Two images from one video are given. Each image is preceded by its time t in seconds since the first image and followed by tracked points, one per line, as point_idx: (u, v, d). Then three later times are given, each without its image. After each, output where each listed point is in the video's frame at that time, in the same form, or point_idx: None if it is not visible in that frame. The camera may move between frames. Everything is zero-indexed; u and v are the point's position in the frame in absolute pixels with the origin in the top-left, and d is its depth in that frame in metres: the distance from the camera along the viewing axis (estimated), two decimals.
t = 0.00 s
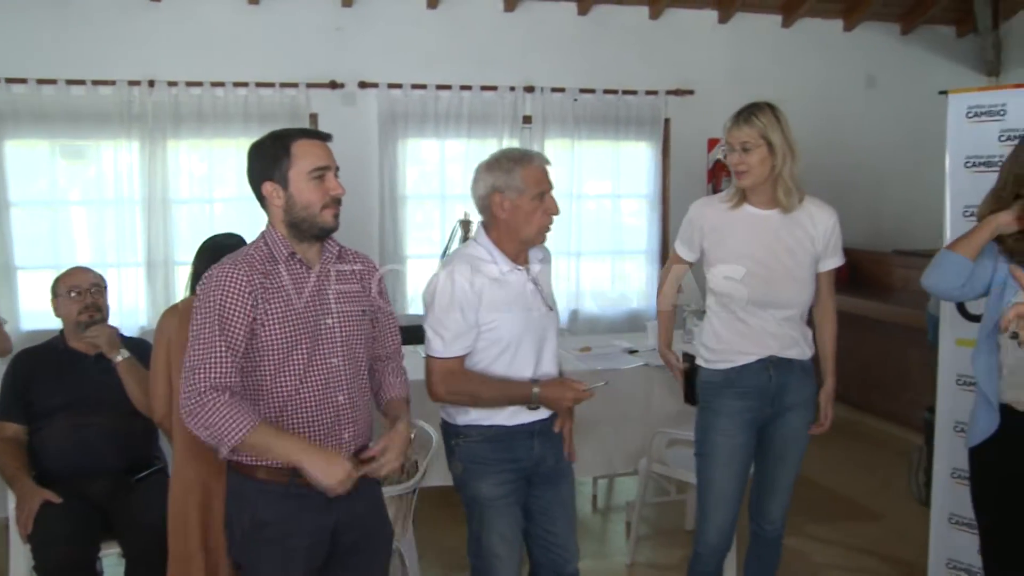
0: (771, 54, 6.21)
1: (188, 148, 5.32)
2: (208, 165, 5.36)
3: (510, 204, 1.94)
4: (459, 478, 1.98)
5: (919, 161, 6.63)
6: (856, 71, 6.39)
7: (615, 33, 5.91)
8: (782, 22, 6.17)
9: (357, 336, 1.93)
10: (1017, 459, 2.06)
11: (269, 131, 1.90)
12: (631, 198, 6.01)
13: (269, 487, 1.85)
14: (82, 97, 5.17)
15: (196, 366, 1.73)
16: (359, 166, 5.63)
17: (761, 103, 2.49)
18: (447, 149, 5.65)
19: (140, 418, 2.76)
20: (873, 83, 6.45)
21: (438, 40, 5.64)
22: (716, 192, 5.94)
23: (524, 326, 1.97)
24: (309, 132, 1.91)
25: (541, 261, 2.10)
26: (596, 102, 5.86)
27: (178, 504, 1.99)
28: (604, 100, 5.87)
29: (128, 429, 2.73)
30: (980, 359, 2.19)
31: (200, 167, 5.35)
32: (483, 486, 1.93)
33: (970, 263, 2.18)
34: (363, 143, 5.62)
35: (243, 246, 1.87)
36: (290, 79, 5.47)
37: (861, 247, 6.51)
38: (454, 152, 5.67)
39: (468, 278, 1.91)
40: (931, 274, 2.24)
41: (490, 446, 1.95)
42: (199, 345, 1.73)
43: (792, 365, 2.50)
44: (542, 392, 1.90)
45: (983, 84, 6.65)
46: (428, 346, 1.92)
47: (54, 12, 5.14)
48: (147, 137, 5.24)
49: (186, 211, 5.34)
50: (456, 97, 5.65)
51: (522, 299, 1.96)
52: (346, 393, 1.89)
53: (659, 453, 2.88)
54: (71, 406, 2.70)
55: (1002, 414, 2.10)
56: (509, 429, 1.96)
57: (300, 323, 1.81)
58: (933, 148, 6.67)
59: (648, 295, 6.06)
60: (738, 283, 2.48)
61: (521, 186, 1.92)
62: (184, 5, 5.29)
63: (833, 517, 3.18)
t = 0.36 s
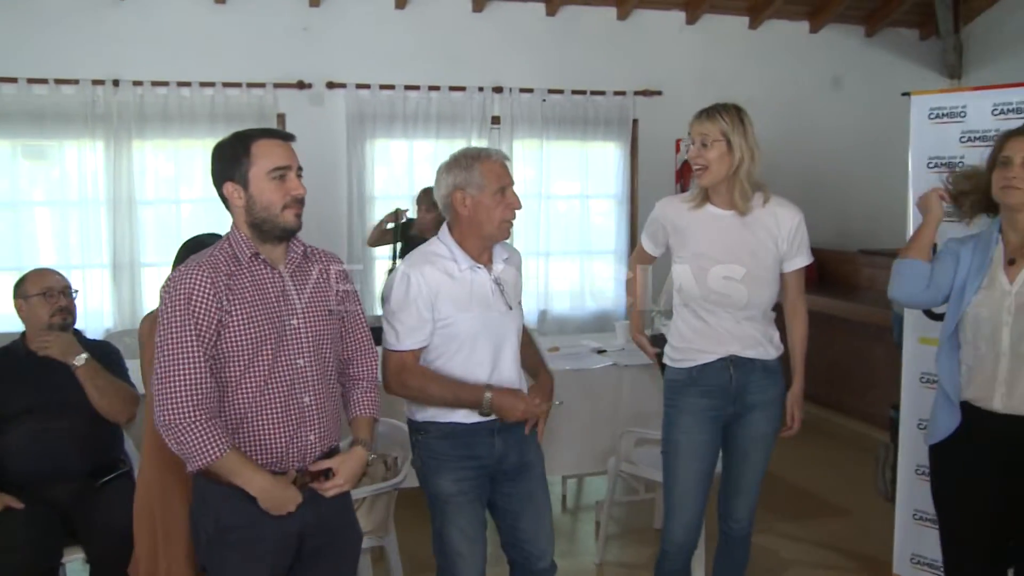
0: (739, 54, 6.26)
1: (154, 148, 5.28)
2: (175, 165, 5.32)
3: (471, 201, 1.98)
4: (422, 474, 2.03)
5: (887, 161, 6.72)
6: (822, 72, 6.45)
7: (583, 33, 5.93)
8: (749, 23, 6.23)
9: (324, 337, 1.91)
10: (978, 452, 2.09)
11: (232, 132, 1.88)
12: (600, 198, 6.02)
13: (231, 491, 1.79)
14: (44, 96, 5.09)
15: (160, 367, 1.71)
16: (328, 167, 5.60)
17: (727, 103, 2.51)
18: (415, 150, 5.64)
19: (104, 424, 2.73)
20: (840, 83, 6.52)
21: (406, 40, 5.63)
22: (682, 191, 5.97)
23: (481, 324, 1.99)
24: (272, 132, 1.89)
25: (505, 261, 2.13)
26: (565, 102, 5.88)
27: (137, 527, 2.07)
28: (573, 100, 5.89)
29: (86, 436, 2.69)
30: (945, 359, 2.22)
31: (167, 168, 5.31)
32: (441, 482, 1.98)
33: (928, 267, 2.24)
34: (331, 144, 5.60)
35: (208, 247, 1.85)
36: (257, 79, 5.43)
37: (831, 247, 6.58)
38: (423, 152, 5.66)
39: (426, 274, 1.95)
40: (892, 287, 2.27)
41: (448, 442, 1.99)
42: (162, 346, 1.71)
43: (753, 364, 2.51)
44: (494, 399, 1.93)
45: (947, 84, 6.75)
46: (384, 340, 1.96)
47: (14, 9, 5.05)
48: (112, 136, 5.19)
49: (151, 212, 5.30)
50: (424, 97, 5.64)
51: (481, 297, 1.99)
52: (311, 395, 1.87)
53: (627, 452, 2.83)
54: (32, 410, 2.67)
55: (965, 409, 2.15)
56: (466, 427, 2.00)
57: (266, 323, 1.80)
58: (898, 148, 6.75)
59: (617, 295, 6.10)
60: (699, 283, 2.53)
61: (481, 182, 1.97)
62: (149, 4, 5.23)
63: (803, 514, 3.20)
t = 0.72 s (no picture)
0: (709, 54, 6.30)
1: (123, 148, 5.24)
2: (144, 165, 5.28)
3: (453, 201, 2.00)
4: (406, 468, 2.13)
5: (858, 161, 6.78)
6: (792, 72, 6.51)
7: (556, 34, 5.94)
8: (719, 24, 6.28)
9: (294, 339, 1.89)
10: (943, 452, 2.10)
11: (200, 132, 1.85)
12: (572, 198, 6.05)
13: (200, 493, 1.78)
14: (9, 94, 5.01)
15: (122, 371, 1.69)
16: (298, 167, 5.58)
17: (702, 103, 2.52)
18: (387, 150, 5.65)
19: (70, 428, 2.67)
20: (810, 84, 6.57)
21: (378, 40, 5.61)
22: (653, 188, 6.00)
23: (460, 322, 2.02)
24: (241, 132, 1.87)
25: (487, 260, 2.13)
26: (536, 103, 5.89)
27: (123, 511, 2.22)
28: (545, 100, 5.91)
29: (53, 439, 2.63)
30: (911, 355, 2.22)
31: (136, 168, 5.27)
32: (427, 476, 2.08)
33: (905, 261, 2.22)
34: (303, 144, 5.57)
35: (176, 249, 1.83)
36: (227, 79, 5.39)
37: (803, 246, 6.63)
38: (394, 153, 5.67)
39: (405, 272, 1.99)
40: (867, 276, 2.25)
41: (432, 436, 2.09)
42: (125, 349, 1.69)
43: (723, 364, 2.51)
44: (469, 410, 1.95)
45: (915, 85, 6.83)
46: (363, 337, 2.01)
47: None
48: (79, 136, 5.14)
49: (120, 213, 5.26)
50: (396, 98, 5.64)
51: (460, 296, 2.02)
52: (281, 398, 1.85)
53: (598, 451, 2.84)
54: None
55: (930, 404, 2.16)
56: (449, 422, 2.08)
57: (233, 325, 1.77)
58: (868, 149, 6.83)
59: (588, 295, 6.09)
60: (670, 283, 2.51)
61: (461, 181, 1.99)
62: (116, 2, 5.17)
63: (775, 512, 3.22)
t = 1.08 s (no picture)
0: (678, 55, 6.34)
1: (89, 148, 5.18)
2: (111, 166, 5.23)
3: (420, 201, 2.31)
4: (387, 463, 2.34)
5: (829, 161, 6.84)
6: (762, 73, 6.57)
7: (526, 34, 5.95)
8: (689, 25, 6.32)
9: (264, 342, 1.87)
10: (914, 446, 2.10)
11: (167, 133, 1.82)
12: (541, 198, 6.04)
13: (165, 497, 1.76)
14: None
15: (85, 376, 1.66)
16: (267, 167, 5.54)
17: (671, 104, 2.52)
18: (356, 150, 5.63)
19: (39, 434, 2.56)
20: (779, 85, 6.64)
21: (349, 41, 5.60)
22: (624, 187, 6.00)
23: (437, 315, 2.32)
24: (209, 132, 1.85)
25: (477, 260, 2.39)
26: (507, 103, 5.89)
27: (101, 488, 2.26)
28: (515, 100, 5.91)
29: (20, 446, 2.51)
30: (878, 352, 2.21)
31: (103, 169, 5.21)
32: (405, 472, 2.29)
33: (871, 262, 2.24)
34: (272, 146, 5.53)
35: (143, 252, 1.80)
36: (194, 79, 5.35)
37: (774, 246, 6.67)
38: (364, 153, 5.65)
39: (393, 269, 2.28)
40: (836, 277, 2.27)
41: (411, 432, 2.30)
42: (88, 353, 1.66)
43: (692, 364, 2.52)
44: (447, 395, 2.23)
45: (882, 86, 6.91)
46: (348, 324, 2.33)
47: None
48: (44, 136, 5.08)
49: (86, 214, 5.20)
50: (365, 98, 5.62)
51: (440, 292, 2.31)
52: (250, 401, 1.84)
53: (568, 451, 2.88)
54: None
55: (899, 400, 2.16)
56: (426, 419, 2.31)
57: (202, 328, 1.75)
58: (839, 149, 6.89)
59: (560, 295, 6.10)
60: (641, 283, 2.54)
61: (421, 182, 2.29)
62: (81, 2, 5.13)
63: (745, 510, 3.24)
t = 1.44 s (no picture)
0: (641, 56, 6.37)
1: (47, 149, 5.11)
2: (70, 167, 5.16)
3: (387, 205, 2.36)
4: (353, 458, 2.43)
5: (793, 161, 6.91)
6: (724, 75, 6.63)
7: (490, 35, 5.96)
8: (652, 26, 6.37)
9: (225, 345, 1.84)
10: (878, 439, 2.08)
11: (134, 134, 1.78)
12: (507, 200, 6.06)
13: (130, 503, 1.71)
14: None
15: (41, 379, 1.59)
16: (229, 168, 5.48)
17: (637, 106, 2.49)
18: (320, 151, 5.59)
19: None
20: (742, 86, 6.70)
21: (313, 41, 5.57)
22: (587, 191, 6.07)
23: (395, 317, 2.38)
24: (175, 133, 1.81)
25: (447, 265, 2.41)
26: (470, 104, 5.90)
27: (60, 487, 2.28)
28: (479, 101, 5.91)
29: None
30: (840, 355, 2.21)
31: (62, 170, 5.14)
32: (364, 467, 2.39)
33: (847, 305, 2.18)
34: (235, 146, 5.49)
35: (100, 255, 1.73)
36: (155, 79, 5.30)
37: (741, 245, 6.71)
38: (328, 154, 5.61)
39: (358, 268, 2.39)
40: (813, 322, 2.22)
41: (376, 428, 2.39)
42: (44, 355, 1.59)
43: (661, 363, 2.47)
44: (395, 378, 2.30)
45: (843, 87, 6.99)
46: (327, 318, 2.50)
47: None
48: None
49: (45, 216, 5.13)
50: (329, 100, 5.59)
51: (399, 293, 2.37)
52: (213, 403, 1.80)
53: (533, 451, 2.87)
54: None
55: (857, 402, 2.14)
56: (390, 416, 2.39)
57: (165, 331, 1.71)
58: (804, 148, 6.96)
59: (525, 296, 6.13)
60: (606, 287, 2.47)
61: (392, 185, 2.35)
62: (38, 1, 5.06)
63: (707, 509, 3.26)
